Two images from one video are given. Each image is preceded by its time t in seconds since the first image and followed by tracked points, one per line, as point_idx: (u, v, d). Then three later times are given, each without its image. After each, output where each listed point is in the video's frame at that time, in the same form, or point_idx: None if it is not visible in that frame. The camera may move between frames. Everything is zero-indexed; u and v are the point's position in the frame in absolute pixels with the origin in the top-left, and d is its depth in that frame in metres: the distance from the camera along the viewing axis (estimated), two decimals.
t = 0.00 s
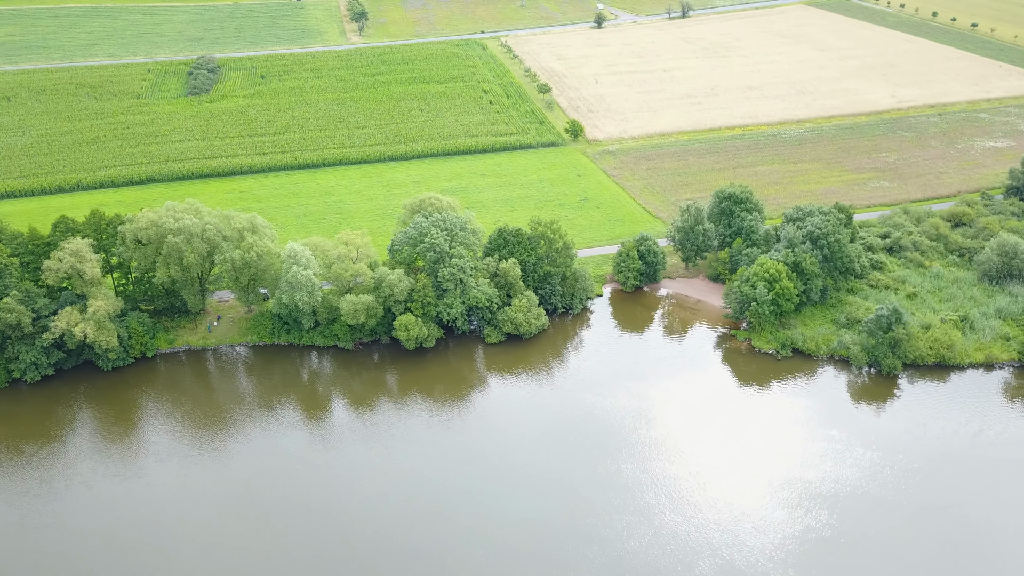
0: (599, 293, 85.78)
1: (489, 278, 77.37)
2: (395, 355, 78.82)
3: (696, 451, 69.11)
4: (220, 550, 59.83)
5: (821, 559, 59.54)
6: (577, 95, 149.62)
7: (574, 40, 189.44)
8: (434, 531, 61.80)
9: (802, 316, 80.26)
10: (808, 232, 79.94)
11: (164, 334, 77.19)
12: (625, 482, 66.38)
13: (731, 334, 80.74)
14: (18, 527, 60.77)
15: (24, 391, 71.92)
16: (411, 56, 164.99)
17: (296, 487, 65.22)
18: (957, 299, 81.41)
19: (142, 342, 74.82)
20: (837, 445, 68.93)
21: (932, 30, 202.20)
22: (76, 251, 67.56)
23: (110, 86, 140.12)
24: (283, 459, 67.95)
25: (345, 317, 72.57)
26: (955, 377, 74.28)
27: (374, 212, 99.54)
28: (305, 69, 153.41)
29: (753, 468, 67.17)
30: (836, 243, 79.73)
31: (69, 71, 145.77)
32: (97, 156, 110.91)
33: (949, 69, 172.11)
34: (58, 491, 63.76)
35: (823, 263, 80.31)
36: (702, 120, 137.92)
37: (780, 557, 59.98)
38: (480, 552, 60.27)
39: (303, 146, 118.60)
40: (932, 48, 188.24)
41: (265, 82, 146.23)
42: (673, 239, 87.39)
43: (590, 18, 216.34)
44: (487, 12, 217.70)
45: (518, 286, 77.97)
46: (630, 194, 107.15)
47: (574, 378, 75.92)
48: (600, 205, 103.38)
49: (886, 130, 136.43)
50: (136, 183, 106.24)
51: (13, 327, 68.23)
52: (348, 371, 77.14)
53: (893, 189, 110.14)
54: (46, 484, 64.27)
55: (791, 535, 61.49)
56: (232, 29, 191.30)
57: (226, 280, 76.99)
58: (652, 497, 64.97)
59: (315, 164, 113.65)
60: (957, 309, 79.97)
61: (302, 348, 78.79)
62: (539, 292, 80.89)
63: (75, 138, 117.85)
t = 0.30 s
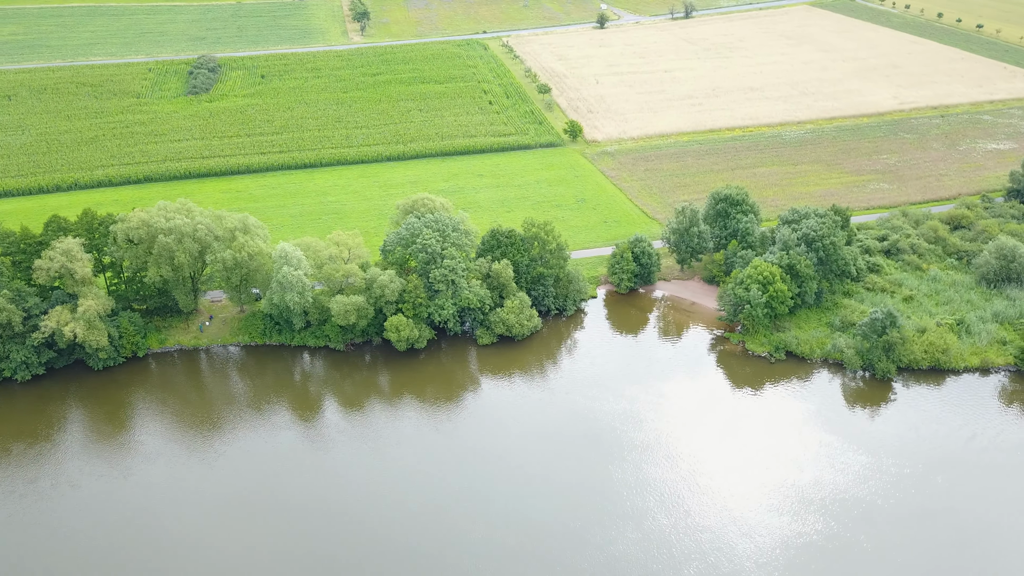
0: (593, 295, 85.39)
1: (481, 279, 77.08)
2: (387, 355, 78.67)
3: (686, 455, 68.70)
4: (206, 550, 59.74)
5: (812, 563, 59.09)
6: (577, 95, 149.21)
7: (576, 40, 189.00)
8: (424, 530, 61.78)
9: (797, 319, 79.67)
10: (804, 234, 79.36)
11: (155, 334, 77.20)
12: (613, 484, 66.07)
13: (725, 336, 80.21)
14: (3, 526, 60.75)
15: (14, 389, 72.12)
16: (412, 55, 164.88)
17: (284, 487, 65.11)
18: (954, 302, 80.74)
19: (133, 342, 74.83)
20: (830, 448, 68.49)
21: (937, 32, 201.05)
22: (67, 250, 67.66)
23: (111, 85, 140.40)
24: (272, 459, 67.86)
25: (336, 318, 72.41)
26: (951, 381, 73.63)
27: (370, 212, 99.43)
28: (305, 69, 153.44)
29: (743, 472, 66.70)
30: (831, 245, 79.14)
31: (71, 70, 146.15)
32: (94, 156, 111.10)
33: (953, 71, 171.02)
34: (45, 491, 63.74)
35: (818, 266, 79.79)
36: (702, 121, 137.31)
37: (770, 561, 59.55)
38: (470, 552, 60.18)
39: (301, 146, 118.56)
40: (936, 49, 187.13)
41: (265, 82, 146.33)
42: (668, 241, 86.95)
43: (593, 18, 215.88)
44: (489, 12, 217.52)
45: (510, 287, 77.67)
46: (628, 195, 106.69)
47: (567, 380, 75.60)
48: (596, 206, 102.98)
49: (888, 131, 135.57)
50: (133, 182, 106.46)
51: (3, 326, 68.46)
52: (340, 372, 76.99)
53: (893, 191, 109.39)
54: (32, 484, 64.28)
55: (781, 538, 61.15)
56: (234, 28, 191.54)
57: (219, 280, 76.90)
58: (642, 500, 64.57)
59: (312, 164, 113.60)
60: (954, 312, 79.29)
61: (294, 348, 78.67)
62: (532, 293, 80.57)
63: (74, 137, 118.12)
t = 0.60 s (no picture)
0: (588, 297, 85.01)
1: (473, 280, 76.82)
2: (379, 356, 78.57)
3: (677, 458, 68.22)
4: (194, 551, 59.68)
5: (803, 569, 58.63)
6: (578, 96, 148.82)
7: (578, 41, 188.53)
8: (413, 530, 61.70)
9: (792, 322, 79.10)
10: (799, 236, 78.73)
11: (148, 333, 77.28)
12: (604, 486, 65.83)
13: (720, 339, 79.75)
14: None
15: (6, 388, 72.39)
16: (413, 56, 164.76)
17: (274, 487, 65.09)
18: (952, 306, 80.05)
19: (125, 341, 74.90)
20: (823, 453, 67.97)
21: (943, 33, 199.75)
22: (58, 250, 67.77)
23: (112, 85, 140.69)
24: (261, 459, 67.81)
25: (327, 318, 72.30)
26: (946, 386, 72.94)
27: (366, 212, 99.31)
28: (307, 68, 153.47)
29: (734, 477, 66.23)
30: (827, 248, 78.50)
31: (73, 69, 146.53)
32: (93, 154, 111.41)
33: (958, 72, 169.85)
34: (31, 490, 63.78)
35: (813, 268, 79.30)
36: (703, 123, 136.71)
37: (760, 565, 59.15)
38: (458, 552, 60.09)
39: (299, 146, 118.52)
40: (941, 51, 185.92)
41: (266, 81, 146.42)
42: (664, 243, 86.47)
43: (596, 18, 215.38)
44: (493, 12, 217.31)
45: (503, 289, 77.39)
46: (626, 197, 106.23)
47: (559, 382, 75.28)
48: (594, 207, 102.55)
49: (890, 133, 134.67)
50: (132, 181, 106.67)
51: None
52: (332, 373, 76.86)
53: (893, 194, 108.57)
54: (20, 484, 64.34)
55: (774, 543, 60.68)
56: (237, 28, 191.82)
57: (211, 280, 76.81)
58: (631, 503, 64.21)
59: (310, 164, 113.56)
60: (951, 317, 78.65)
61: (286, 349, 78.61)
62: (526, 295, 80.24)
63: (74, 136, 118.43)
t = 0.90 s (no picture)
0: (582, 299, 84.66)
1: (467, 281, 76.58)
2: (373, 357, 78.34)
3: (668, 462, 67.65)
4: (182, 552, 59.59)
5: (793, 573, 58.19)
6: (580, 97, 148.41)
7: (582, 41, 188.04)
8: (404, 531, 61.54)
9: (787, 325, 78.54)
10: (796, 239, 78.13)
11: (141, 333, 77.37)
12: (594, 488, 65.45)
13: (714, 342, 79.24)
14: None
15: None
16: (416, 55, 164.64)
17: (263, 488, 64.95)
18: (950, 311, 79.28)
19: (117, 340, 74.98)
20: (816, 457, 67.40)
21: (949, 34, 198.40)
22: (50, 248, 67.85)
23: (114, 84, 141.04)
24: (252, 460, 67.71)
25: (318, 319, 72.21)
26: (943, 391, 72.18)
27: (363, 212, 99.24)
28: (308, 68, 153.54)
29: (724, 482, 65.71)
30: (823, 251, 77.87)
31: (75, 68, 146.95)
32: (93, 153, 111.73)
33: (963, 74, 168.60)
34: (18, 490, 63.83)
35: (811, 271, 78.39)
36: (705, 124, 136.07)
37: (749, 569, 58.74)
38: (448, 553, 59.88)
39: (299, 146, 118.49)
40: (947, 52, 184.66)
41: (268, 81, 146.50)
42: (660, 245, 86.03)
43: (600, 19, 214.88)
44: (497, 12, 217.06)
45: (496, 290, 77.13)
46: (624, 198, 105.80)
47: (552, 384, 74.94)
48: (591, 208, 102.18)
49: (893, 135, 133.73)
50: (130, 180, 106.92)
51: None
52: (324, 374, 76.71)
53: (894, 196, 107.71)
54: (7, 483, 64.40)
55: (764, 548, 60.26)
56: (241, 27, 192.14)
57: (204, 280, 76.80)
58: (622, 505, 63.86)
59: (309, 164, 113.53)
60: (949, 321, 77.89)
61: (279, 349, 78.55)
62: (520, 296, 80.00)
63: (74, 135, 118.76)
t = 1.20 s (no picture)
0: (577, 301, 84.30)
1: (460, 283, 76.40)
2: (366, 359, 78.16)
3: (658, 465, 67.19)
4: (170, 551, 59.58)
5: None
6: (581, 97, 148.04)
7: (585, 42, 187.62)
8: (396, 530, 61.38)
9: (782, 329, 77.98)
10: (792, 242, 77.59)
11: (133, 332, 77.49)
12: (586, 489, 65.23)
13: (709, 345, 78.71)
14: None
15: None
16: (418, 55, 164.53)
17: (255, 489, 64.84)
18: (948, 315, 78.58)
19: (109, 340, 75.10)
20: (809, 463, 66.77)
21: (956, 35, 197.11)
22: (42, 248, 68.09)
23: (116, 83, 141.38)
24: (243, 460, 67.66)
25: (309, 320, 72.19)
26: (939, 396, 71.48)
27: (360, 213, 99.21)
28: (310, 68, 153.61)
29: (714, 486, 65.20)
30: (820, 254, 77.29)
31: (78, 67, 147.41)
32: (92, 152, 112.05)
33: (969, 76, 167.40)
34: (7, 489, 63.87)
35: (806, 274, 77.74)
36: (706, 125, 135.46)
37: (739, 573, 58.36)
38: (440, 552, 59.77)
39: (298, 146, 118.48)
40: (953, 54, 183.40)
41: (269, 81, 146.59)
42: (656, 247, 85.61)
43: (604, 19, 214.38)
44: (501, 12, 216.85)
45: (490, 292, 76.92)
46: (623, 199, 105.35)
47: (545, 386, 74.57)
48: (589, 209, 101.80)
49: (896, 137, 132.84)
50: (129, 180, 107.14)
51: None
52: (317, 375, 76.58)
53: (895, 199, 106.90)
54: None
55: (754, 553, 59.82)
56: (245, 27, 192.44)
57: (197, 280, 76.89)
58: (614, 507, 63.56)
59: (307, 164, 113.52)
60: (946, 325, 77.22)
61: (272, 349, 78.50)
62: (513, 298, 79.77)
63: (75, 134, 119.08)
